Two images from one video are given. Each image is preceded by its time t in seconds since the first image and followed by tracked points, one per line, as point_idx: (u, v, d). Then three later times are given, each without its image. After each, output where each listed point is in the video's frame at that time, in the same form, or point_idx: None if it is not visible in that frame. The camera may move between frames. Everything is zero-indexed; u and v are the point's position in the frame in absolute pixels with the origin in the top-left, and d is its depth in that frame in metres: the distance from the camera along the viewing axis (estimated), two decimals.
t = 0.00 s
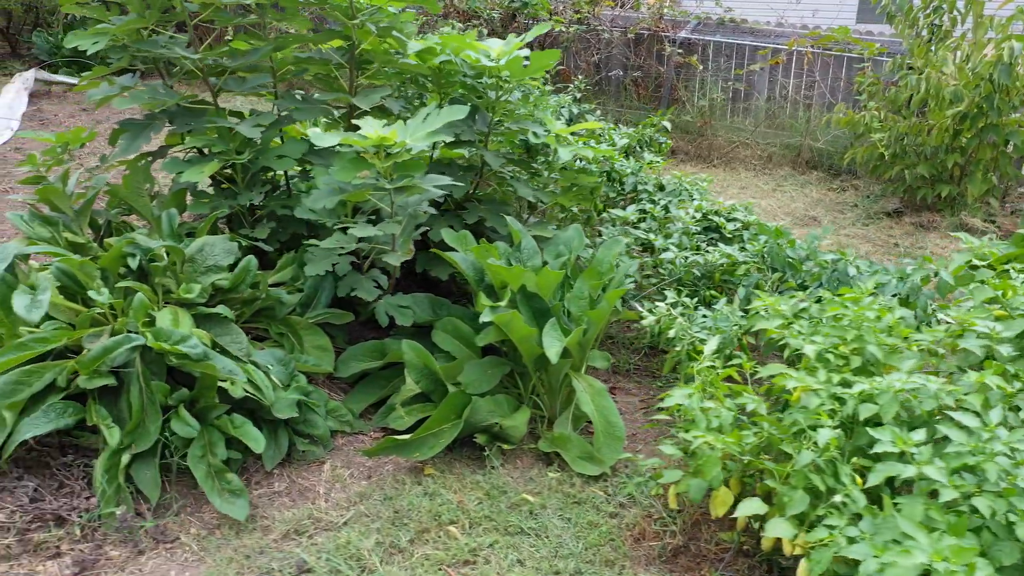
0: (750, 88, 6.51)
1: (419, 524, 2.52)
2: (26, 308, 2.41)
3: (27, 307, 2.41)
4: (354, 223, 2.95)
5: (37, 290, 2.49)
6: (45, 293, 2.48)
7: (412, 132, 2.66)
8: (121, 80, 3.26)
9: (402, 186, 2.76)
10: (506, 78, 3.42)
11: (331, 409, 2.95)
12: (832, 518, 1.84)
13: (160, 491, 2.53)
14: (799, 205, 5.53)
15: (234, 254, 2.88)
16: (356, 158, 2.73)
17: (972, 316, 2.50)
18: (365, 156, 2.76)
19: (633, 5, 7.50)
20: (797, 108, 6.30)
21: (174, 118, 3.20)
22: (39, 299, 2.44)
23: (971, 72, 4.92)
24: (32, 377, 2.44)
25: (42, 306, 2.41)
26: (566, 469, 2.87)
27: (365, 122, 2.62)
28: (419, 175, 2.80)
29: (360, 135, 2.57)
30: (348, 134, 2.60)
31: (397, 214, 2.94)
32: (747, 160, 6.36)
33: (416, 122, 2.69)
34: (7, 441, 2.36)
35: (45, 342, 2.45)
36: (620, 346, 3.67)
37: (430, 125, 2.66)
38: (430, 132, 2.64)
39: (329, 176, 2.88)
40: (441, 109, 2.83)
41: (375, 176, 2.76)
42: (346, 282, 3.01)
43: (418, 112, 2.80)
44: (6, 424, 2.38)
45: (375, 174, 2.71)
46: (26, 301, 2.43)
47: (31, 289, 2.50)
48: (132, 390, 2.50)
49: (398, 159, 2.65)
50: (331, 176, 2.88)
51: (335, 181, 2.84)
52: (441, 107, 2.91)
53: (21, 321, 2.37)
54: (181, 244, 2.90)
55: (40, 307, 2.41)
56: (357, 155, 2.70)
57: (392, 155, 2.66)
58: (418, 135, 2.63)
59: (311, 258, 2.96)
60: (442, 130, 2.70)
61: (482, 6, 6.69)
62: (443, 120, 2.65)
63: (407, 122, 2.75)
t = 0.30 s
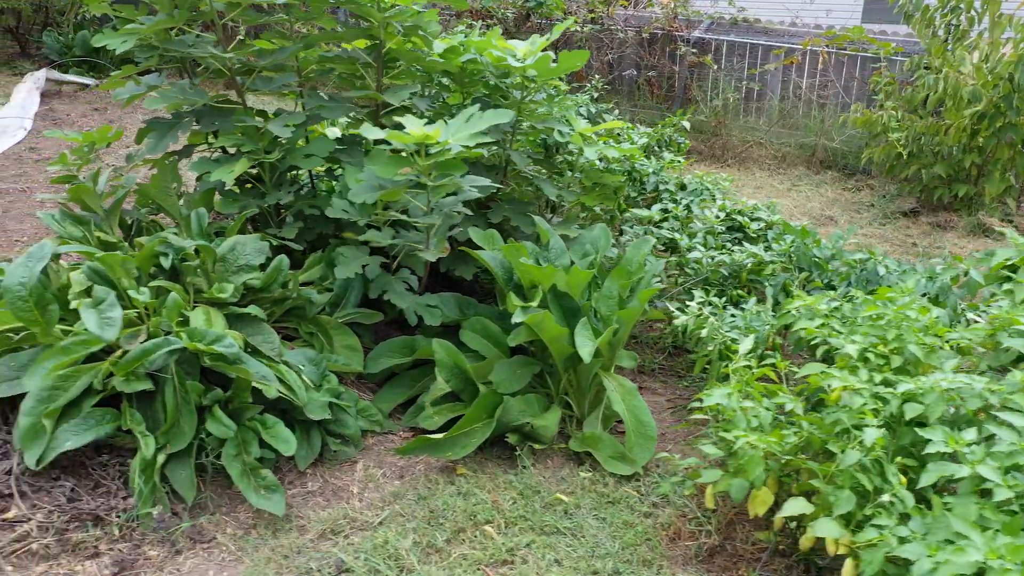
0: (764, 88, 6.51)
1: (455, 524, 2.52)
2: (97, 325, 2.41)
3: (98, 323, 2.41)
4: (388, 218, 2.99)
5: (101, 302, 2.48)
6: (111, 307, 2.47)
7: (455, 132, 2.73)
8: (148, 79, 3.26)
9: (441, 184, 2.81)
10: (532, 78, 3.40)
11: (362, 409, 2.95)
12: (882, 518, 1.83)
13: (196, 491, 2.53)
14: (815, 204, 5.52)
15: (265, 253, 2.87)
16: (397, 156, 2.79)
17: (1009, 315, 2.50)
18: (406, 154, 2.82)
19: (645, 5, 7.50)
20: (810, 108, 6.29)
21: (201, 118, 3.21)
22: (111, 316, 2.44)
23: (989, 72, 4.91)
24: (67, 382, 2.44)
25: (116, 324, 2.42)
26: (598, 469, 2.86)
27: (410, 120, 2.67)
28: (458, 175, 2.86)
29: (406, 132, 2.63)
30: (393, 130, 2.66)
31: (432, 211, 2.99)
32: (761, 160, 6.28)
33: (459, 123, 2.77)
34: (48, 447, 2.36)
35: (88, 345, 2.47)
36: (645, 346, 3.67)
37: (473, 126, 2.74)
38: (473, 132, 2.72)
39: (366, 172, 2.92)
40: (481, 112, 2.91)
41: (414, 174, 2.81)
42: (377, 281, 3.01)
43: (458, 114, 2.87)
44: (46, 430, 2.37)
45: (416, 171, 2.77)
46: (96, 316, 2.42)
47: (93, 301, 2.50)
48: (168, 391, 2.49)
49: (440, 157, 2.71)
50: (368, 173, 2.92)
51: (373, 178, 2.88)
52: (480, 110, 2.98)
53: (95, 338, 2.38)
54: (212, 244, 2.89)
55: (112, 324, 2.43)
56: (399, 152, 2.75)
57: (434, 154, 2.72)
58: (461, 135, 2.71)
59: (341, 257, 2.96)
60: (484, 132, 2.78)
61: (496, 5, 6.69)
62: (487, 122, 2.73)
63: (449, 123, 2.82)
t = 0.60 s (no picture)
0: (777, 88, 6.50)
1: (490, 525, 2.52)
2: (117, 323, 2.33)
3: (119, 321, 2.34)
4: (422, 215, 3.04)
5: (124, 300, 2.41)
6: (133, 305, 2.39)
7: (492, 130, 2.79)
8: (176, 80, 3.26)
9: (476, 180, 2.87)
10: (558, 76, 3.44)
11: (391, 410, 2.94)
12: (931, 519, 1.83)
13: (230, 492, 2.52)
14: (831, 204, 5.51)
15: (297, 254, 2.87)
16: (436, 151, 2.85)
17: None
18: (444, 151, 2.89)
19: (657, 5, 7.49)
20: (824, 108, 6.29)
21: (229, 119, 3.21)
22: (130, 314, 2.35)
23: (1008, 72, 4.91)
24: (101, 381, 2.43)
25: (134, 322, 2.33)
26: (629, 470, 2.86)
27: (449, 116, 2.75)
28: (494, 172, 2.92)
29: (444, 127, 2.70)
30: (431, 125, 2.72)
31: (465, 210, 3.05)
32: (774, 160, 6.30)
33: (497, 122, 2.82)
34: (84, 447, 2.36)
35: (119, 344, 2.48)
36: (669, 347, 3.68)
37: (511, 124, 2.79)
38: (510, 131, 2.77)
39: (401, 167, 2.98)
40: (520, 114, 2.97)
41: (451, 169, 2.87)
42: (406, 281, 3.01)
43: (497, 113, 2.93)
44: (81, 429, 2.37)
45: (453, 167, 2.84)
46: (117, 315, 2.35)
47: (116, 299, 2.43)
48: (203, 392, 2.49)
49: (476, 154, 2.78)
50: (404, 169, 2.98)
51: (410, 173, 2.95)
52: (518, 112, 3.04)
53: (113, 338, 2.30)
54: (243, 244, 2.88)
55: (132, 322, 2.33)
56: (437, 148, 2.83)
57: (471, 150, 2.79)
58: (498, 133, 2.76)
59: (372, 257, 2.97)
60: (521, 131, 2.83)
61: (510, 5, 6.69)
62: (524, 121, 2.78)
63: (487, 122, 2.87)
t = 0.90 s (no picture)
0: (789, 88, 6.50)
1: (521, 525, 2.52)
2: (154, 322, 2.42)
3: (154, 320, 2.43)
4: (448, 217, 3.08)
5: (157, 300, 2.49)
6: (167, 304, 2.48)
7: (520, 133, 2.80)
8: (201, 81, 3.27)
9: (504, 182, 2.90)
10: (580, 76, 3.44)
11: (418, 410, 2.95)
12: (972, 519, 1.84)
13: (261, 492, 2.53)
14: (845, 205, 5.50)
15: (324, 254, 2.87)
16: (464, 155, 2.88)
17: None
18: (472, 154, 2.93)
19: (668, 5, 7.50)
20: (836, 109, 6.29)
21: (254, 120, 3.23)
22: (166, 313, 2.45)
23: None
24: (135, 382, 2.45)
25: (170, 320, 2.43)
26: (656, 471, 2.87)
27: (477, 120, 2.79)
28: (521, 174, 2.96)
29: (473, 130, 2.74)
30: (461, 130, 2.75)
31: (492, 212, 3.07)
32: (785, 161, 6.25)
33: (525, 125, 2.83)
34: (119, 446, 2.37)
35: (147, 342, 2.40)
36: (690, 348, 3.69)
37: (538, 128, 2.81)
38: (537, 135, 2.79)
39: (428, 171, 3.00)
40: (546, 116, 2.98)
41: (479, 172, 2.90)
42: (433, 283, 3.02)
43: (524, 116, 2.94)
44: (116, 429, 2.38)
45: (481, 170, 2.87)
46: (152, 313, 2.44)
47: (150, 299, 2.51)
48: (234, 392, 2.49)
49: (505, 156, 2.82)
50: (431, 173, 2.99)
51: (437, 177, 2.96)
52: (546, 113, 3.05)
53: (149, 335, 2.39)
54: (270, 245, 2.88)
55: (168, 321, 2.44)
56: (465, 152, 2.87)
57: (499, 152, 2.82)
58: (526, 137, 2.78)
59: (399, 258, 2.97)
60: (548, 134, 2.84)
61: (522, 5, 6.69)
62: (552, 124, 2.79)
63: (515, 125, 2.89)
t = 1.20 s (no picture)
0: (802, 88, 6.51)
1: (554, 524, 2.53)
2: (196, 328, 2.40)
3: (196, 326, 2.41)
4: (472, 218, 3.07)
5: (199, 304, 2.47)
6: (208, 309, 2.46)
7: (542, 132, 2.78)
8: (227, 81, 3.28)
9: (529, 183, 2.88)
10: (605, 77, 3.46)
11: (446, 409, 2.96)
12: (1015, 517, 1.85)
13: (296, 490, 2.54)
14: (859, 205, 5.49)
15: (354, 254, 2.88)
16: (488, 158, 2.86)
17: None
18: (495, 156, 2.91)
19: (679, 5, 7.51)
20: (850, 108, 6.29)
21: (280, 120, 3.24)
22: (208, 318, 2.42)
23: None
24: (170, 381, 2.45)
25: (212, 326, 2.41)
26: (685, 469, 2.88)
27: (499, 122, 2.77)
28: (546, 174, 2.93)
29: (496, 132, 2.73)
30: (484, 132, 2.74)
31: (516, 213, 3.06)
32: (798, 161, 6.27)
33: (546, 123, 2.82)
34: (157, 447, 2.39)
35: (189, 349, 2.49)
36: (712, 347, 3.70)
37: (560, 125, 2.79)
38: (560, 132, 2.77)
39: (452, 173, 2.97)
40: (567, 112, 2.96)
41: (504, 174, 2.88)
42: (460, 282, 3.03)
43: (544, 113, 2.92)
44: (154, 428, 2.40)
45: (506, 172, 2.86)
46: (194, 319, 2.42)
47: (191, 302, 2.48)
48: (269, 391, 2.51)
49: (529, 157, 2.81)
50: (455, 175, 2.97)
51: (461, 180, 2.94)
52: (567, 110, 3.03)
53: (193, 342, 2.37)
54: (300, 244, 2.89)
55: (209, 326, 2.41)
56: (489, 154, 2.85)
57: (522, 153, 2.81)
58: (548, 135, 2.76)
59: (427, 259, 2.98)
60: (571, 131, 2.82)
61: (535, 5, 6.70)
62: (574, 121, 2.77)
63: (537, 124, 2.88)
